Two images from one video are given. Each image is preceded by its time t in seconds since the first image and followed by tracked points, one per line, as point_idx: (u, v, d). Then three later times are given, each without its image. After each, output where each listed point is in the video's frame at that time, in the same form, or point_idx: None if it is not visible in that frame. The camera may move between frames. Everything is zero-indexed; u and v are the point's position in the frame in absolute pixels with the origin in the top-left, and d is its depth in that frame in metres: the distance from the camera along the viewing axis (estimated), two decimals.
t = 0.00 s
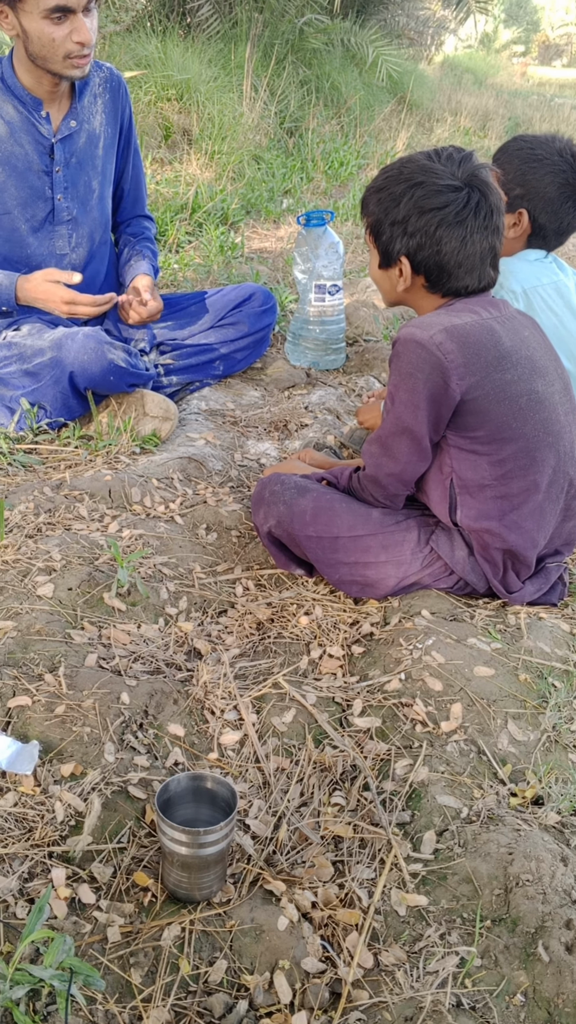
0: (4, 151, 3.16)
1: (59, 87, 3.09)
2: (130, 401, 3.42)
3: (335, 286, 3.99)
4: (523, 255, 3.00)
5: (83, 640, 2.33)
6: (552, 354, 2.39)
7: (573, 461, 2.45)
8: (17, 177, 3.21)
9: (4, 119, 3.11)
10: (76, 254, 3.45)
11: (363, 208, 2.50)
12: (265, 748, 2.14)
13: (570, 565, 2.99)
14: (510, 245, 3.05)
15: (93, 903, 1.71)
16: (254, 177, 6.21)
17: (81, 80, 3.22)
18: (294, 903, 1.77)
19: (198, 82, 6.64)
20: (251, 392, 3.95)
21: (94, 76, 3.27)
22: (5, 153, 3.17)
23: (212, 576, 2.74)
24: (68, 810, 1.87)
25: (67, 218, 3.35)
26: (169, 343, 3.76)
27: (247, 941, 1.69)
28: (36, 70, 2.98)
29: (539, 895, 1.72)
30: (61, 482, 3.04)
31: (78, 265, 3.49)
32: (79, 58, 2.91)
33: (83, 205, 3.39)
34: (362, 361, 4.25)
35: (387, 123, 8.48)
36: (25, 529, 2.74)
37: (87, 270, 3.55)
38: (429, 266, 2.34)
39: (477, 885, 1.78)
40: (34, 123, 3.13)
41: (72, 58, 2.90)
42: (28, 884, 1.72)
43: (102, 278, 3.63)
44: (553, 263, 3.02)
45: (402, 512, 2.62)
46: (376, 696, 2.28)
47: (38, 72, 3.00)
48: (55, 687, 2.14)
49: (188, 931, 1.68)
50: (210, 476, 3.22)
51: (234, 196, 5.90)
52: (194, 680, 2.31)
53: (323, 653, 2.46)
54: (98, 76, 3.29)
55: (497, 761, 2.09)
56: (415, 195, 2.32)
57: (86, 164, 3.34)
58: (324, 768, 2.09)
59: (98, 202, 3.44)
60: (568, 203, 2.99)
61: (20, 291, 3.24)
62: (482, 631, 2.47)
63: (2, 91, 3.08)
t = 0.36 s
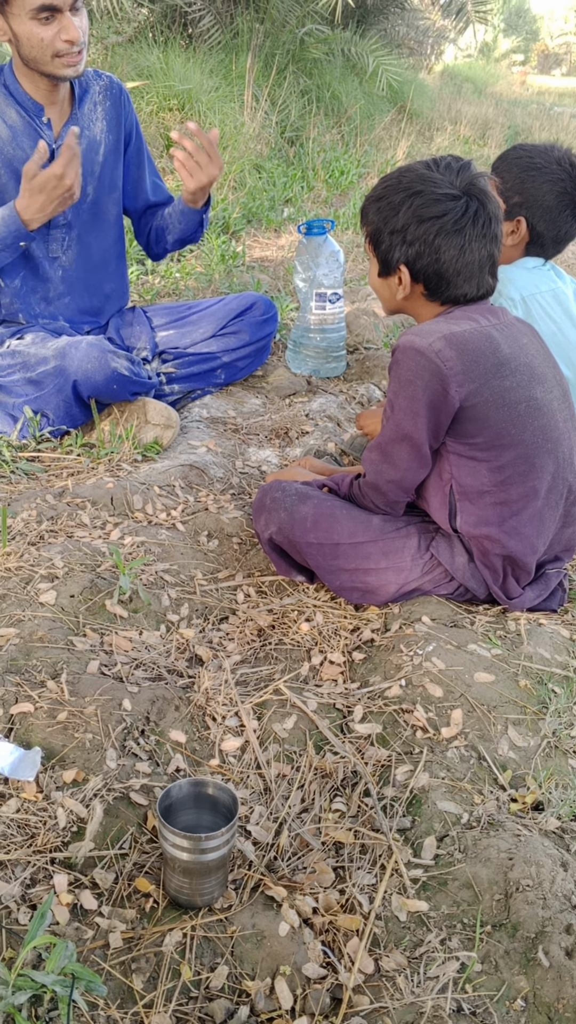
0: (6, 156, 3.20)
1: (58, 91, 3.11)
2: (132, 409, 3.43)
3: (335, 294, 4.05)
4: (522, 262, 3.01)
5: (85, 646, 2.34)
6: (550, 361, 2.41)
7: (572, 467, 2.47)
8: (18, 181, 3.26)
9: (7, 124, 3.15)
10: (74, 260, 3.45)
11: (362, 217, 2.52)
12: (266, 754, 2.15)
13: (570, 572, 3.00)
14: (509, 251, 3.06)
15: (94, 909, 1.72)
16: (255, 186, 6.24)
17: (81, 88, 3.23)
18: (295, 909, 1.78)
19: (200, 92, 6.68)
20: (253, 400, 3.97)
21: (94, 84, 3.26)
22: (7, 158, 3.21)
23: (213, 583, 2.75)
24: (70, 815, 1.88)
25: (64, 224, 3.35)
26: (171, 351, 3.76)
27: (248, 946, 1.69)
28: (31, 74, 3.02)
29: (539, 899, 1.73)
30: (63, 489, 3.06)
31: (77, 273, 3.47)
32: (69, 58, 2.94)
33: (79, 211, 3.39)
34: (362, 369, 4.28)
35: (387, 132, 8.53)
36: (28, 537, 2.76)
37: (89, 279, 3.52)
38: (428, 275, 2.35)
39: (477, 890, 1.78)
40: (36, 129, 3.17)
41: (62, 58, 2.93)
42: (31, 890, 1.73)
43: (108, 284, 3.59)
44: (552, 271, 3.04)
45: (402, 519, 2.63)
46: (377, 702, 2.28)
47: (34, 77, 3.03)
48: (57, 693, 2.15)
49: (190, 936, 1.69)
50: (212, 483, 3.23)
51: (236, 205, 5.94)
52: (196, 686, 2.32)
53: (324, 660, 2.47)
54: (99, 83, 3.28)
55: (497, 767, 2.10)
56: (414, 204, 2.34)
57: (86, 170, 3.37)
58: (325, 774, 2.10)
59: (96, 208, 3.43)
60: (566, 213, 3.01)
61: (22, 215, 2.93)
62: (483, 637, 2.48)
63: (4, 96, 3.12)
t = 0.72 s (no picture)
0: (17, 179, 3.25)
1: (71, 116, 3.17)
2: (139, 428, 3.48)
3: (340, 314, 4.03)
4: (527, 281, 3.04)
5: (91, 662, 2.35)
6: (554, 378, 2.43)
7: None
8: (29, 205, 3.30)
9: (18, 149, 3.20)
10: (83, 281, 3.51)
11: (367, 238, 2.55)
12: (272, 770, 2.15)
13: (575, 588, 3.00)
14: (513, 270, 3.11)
15: (100, 924, 1.72)
16: (261, 207, 6.31)
17: (92, 114, 3.30)
18: (300, 925, 1.78)
19: (206, 114, 6.77)
20: (258, 417, 4.00)
21: (105, 110, 3.34)
22: (18, 181, 3.25)
23: (219, 599, 2.76)
24: (76, 831, 1.89)
25: (75, 246, 3.43)
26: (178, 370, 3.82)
27: (254, 962, 1.69)
28: (47, 101, 3.06)
29: (545, 915, 1.72)
30: (71, 506, 3.08)
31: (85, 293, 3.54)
32: (87, 89, 2.98)
33: (91, 233, 3.46)
34: (367, 386, 4.30)
35: (392, 153, 8.61)
36: (35, 553, 2.78)
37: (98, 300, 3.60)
38: (432, 293, 2.38)
39: (483, 906, 1.78)
40: (47, 153, 3.22)
41: (81, 89, 2.97)
42: (36, 905, 1.73)
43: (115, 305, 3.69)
44: (556, 289, 3.06)
45: (407, 535, 2.65)
46: (383, 718, 2.29)
47: (50, 104, 3.08)
48: (63, 709, 2.16)
49: (195, 952, 1.69)
50: (218, 500, 3.25)
51: (242, 225, 6.00)
52: (201, 702, 2.33)
53: (329, 676, 2.47)
54: (109, 110, 3.36)
55: (502, 783, 2.10)
56: (417, 224, 2.37)
57: (95, 194, 3.41)
58: (330, 790, 2.10)
59: (106, 231, 3.51)
60: (569, 229, 3.04)
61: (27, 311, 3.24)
62: (488, 653, 2.49)
63: (16, 121, 3.17)
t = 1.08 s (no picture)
0: (18, 187, 3.26)
1: (73, 125, 3.18)
2: (139, 433, 3.46)
3: (339, 320, 4.06)
4: (528, 287, 3.05)
5: (90, 669, 2.35)
6: (553, 384, 2.43)
7: None
8: (30, 212, 3.30)
9: (20, 156, 3.21)
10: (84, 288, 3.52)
11: (366, 244, 2.56)
12: (272, 776, 2.14)
13: None
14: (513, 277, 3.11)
15: (99, 931, 1.71)
16: (261, 213, 6.33)
17: (94, 122, 3.31)
18: (300, 932, 1.77)
19: (206, 121, 6.80)
20: (259, 423, 4.00)
21: (106, 118, 3.36)
22: (19, 189, 3.26)
23: (219, 605, 2.76)
24: (76, 837, 1.88)
25: (76, 253, 3.43)
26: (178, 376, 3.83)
27: (254, 969, 1.69)
28: (50, 110, 3.08)
29: (547, 922, 1.72)
30: (70, 512, 3.08)
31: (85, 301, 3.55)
32: (92, 98, 3.01)
33: (92, 241, 3.47)
34: (367, 392, 4.31)
35: (392, 159, 8.64)
36: (34, 559, 2.78)
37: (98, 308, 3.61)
38: (431, 299, 2.39)
39: (484, 913, 1.77)
40: (48, 161, 3.23)
41: (86, 99, 2.99)
42: (36, 912, 1.73)
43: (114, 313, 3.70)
44: (558, 293, 3.06)
45: (407, 541, 2.64)
46: (383, 724, 2.28)
47: (53, 113, 3.09)
48: (63, 715, 2.15)
49: (195, 959, 1.68)
50: (218, 506, 3.25)
51: (242, 232, 6.02)
52: (201, 709, 2.32)
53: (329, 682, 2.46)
54: (111, 118, 3.38)
55: (503, 789, 2.09)
56: (416, 230, 2.37)
57: (96, 202, 3.42)
58: (331, 797, 2.09)
59: (106, 239, 3.52)
60: (565, 233, 3.04)
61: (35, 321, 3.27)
62: (488, 658, 2.48)
63: (18, 129, 3.18)
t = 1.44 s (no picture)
0: (6, 199, 3.26)
1: (60, 139, 3.19)
2: (125, 446, 3.46)
3: (326, 334, 4.08)
4: (512, 301, 3.08)
5: (76, 682, 2.34)
6: (537, 397, 2.45)
7: (561, 501, 2.50)
8: (18, 224, 3.30)
9: (7, 168, 3.22)
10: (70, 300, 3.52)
11: (351, 259, 2.58)
12: (259, 789, 2.13)
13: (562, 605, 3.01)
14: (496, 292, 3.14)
15: (85, 947, 1.70)
16: (247, 227, 6.37)
17: (81, 136, 3.33)
18: (288, 946, 1.76)
19: (193, 135, 6.83)
20: (245, 435, 4.01)
21: (94, 133, 3.37)
22: (7, 201, 3.26)
23: (206, 617, 2.75)
24: (61, 852, 1.86)
25: (62, 265, 3.43)
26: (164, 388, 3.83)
27: (241, 984, 1.67)
28: (39, 123, 3.09)
29: (534, 934, 1.72)
30: (56, 525, 3.07)
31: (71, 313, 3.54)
32: (80, 113, 3.02)
33: (78, 253, 3.48)
34: (353, 405, 4.33)
35: (376, 175, 8.71)
36: (20, 572, 2.76)
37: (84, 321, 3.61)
38: (416, 313, 2.41)
39: (472, 925, 1.77)
40: (36, 173, 3.24)
41: (73, 113, 3.00)
42: (21, 928, 1.71)
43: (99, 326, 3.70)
44: (541, 308, 3.10)
45: (393, 553, 2.65)
46: (370, 736, 2.28)
47: (41, 127, 3.10)
48: (48, 729, 2.14)
49: (182, 974, 1.67)
50: (204, 518, 3.25)
51: (228, 245, 6.04)
52: (188, 722, 2.31)
53: (317, 695, 2.46)
54: (99, 132, 3.39)
55: (490, 801, 2.10)
56: (401, 244, 2.40)
57: (83, 215, 3.43)
58: (318, 809, 2.09)
59: (92, 251, 3.53)
60: (550, 250, 3.09)
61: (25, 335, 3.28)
62: (475, 670, 2.49)
63: (6, 141, 3.19)
